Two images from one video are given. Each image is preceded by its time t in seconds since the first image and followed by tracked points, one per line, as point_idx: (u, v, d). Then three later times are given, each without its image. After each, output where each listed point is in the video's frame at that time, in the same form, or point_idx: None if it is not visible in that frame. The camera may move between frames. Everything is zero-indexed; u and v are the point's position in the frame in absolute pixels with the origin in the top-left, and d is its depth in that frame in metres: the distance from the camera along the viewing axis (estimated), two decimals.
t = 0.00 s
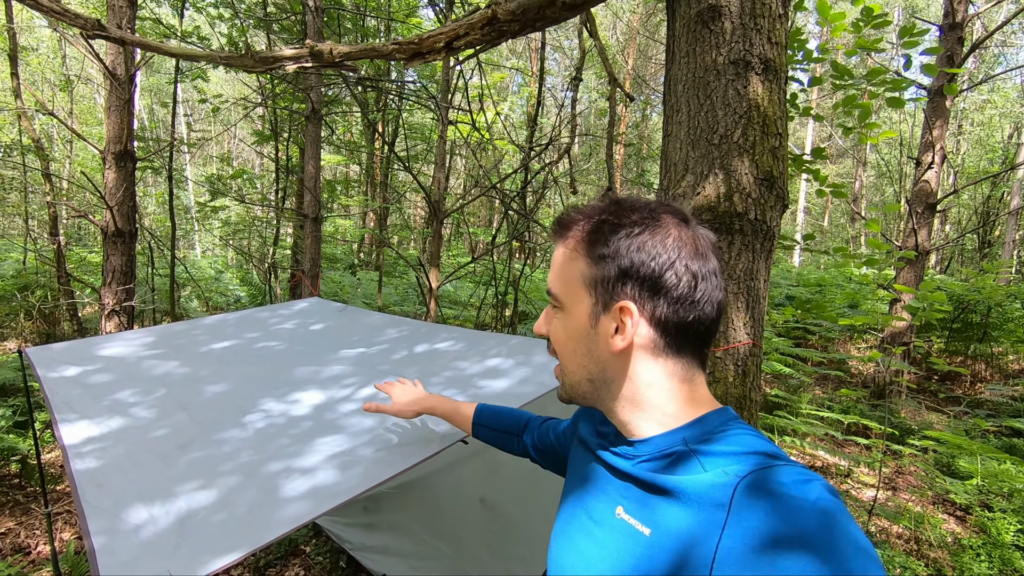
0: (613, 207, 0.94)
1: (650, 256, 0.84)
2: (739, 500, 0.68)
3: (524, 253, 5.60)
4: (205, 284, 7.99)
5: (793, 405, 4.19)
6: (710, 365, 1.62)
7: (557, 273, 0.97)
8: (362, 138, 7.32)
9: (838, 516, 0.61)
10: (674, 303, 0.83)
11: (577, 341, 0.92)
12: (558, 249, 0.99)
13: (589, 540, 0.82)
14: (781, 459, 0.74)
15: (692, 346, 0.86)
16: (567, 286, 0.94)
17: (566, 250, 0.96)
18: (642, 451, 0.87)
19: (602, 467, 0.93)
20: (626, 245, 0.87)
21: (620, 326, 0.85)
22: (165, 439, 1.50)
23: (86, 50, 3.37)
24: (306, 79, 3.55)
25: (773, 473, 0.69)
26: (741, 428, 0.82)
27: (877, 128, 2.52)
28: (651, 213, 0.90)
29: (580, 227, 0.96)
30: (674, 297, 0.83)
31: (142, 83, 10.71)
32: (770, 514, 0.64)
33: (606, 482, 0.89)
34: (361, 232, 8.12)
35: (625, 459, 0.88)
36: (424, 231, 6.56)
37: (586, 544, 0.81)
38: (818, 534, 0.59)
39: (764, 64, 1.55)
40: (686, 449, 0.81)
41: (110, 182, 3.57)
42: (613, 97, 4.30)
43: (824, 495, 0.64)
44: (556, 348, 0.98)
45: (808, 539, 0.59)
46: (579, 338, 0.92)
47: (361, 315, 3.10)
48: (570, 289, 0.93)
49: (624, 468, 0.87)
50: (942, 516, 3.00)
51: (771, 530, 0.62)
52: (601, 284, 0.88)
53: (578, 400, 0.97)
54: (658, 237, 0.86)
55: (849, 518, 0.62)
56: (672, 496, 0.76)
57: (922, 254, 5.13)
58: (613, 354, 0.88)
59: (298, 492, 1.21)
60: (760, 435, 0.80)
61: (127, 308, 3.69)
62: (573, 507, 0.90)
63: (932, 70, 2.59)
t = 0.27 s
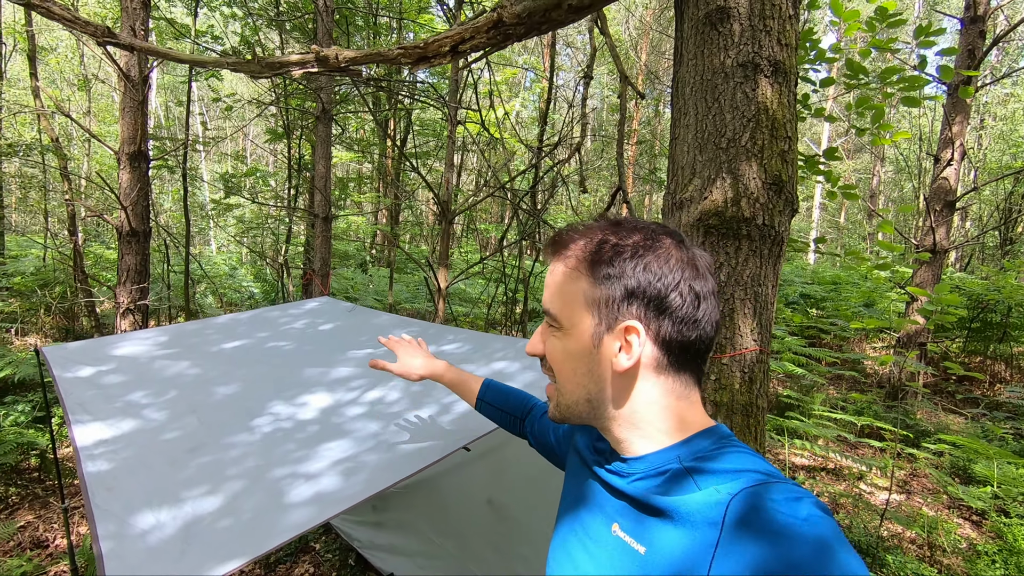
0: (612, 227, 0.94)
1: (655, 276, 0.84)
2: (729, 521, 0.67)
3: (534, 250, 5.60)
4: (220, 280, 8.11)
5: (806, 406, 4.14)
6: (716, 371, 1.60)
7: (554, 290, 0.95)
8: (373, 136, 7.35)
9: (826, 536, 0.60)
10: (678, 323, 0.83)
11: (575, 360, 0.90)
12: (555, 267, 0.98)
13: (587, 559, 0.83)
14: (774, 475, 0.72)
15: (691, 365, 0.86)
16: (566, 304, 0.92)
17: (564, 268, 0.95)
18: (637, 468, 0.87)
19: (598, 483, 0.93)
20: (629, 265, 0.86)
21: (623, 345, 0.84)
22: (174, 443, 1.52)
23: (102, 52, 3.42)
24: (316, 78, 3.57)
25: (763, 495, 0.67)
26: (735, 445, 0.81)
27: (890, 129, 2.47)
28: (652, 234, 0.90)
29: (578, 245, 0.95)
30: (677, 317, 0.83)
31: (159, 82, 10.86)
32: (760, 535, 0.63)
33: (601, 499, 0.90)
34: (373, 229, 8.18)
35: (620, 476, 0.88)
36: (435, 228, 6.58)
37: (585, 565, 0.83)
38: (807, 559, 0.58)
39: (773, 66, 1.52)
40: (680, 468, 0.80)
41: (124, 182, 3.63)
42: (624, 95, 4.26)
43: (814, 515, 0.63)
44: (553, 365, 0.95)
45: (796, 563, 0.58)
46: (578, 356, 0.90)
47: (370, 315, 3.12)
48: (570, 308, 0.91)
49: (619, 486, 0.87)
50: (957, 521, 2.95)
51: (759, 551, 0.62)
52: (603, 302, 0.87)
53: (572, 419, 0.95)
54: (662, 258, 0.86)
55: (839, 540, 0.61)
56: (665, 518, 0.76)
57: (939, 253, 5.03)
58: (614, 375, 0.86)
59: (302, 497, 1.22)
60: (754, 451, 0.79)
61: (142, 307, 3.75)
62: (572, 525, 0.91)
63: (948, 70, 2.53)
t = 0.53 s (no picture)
0: (643, 202, 0.93)
1: (696, 254, 0.84)
2: (737, 498, 0.67)
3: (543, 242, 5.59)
4: (232, 271, 8.20)
5: (816, 399, 4.11)
6: (723, 359, 1.60)
7: (585, 259, 0.90)
8: (383, 127, 7.36)
9: (835, 512, 0.60)
10: (710, 301, 0.85)
11: (603, 335, 0.87)
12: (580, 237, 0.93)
13: (595, 537, 0.84)
14: (781, 453, 0.73)
15: (710, 344, 0.87)
16: (599, 274, 0.87)
17: (593, 238, 0.91)
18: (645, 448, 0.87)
19: (604, 463, 0.94)
20: (670, 239, 0.85)
21: (660, 319, 0.83)
22: (187, 426, 1.56)
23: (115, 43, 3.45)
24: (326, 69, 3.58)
25: (764, 469, 0.68)
26: (743, 423, 0.81)
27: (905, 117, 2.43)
28: (684, 213, 0.90)
29: (611, 217, 0.91)
30: (708, 296, 0.85)
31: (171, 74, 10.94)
32: (769, 512, 0.63)
33: (608, 479, 0.91)
34: (382, 221, 8.21)
35: (626, 456, 0.89)
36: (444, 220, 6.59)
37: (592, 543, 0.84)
38: (816, 533, 0.58)
39: (784, 51, 1.51)
40: (686, 445, 0.81)
41: (137, 173, 3.67)
42: (635, 85, 4.21)
43: (821, 491, 0.64)
44: (574, 340, 0.90)
45: (806, 539, 0.58)
46: (608, 331, 0.86)
47: (379, 305, 3.14)
48: (603, 277, 0.87)
49: (627, 465, 0.88)
50: (967, 515, 2.92)
51: (768, 528, 0.62)
52: (641, 277, 0.85)
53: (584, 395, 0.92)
54: (698, 236, 0.86)
55: (847, 515, 0.61)
56: (670, 495, 0.77)
57: (954, 246, 4.95)
58: (645, 351, 0.85)
59: (311, 479, 1.24)
60: (761, 430, 0.79)
61: (155, 296, 3.81)
62: (579, 505, 0.92)
63: (965, 57, 2.48)
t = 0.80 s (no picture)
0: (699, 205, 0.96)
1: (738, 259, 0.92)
2: (723, 484, 0.71)
3: (551, 243, 5.62)
4: (243, 271, 8.30)
5: (825, 403, 4.08)
6: (724, 358, 1.61)
7: (657, 242, 0.86)
8: (393, 129, 7.43)
9: (815, 497, 0.65)
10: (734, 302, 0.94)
11: (694, 338, 0.85)
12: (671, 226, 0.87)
13: (583, 525, 0.85)
14: (764, 440, 0.76)
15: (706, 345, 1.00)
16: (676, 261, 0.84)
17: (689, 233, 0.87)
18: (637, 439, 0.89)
19: (593, 454, 0.96)
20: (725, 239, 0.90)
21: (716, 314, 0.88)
22: (197, 419, 1.60)
23: (132, 46, 3.53)
24: (337, 71, 3.63)
25: (752, 457, 0.71)
26: (729, 412, 0.84)
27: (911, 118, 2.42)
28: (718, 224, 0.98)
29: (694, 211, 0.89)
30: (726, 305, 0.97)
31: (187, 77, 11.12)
32: (753, 498, 0.67)
33: (597, 469, 0.92)
34: (392, 222, 8.26)
35: (620, 447, 0.91)
36: (452, 221, 6.64)
37: (579, 530, 0.85)
38: (797, 517, 0.63)
39: (788, 52, 1.51)
40: (682, 436, 0.82)
41: (152, 172, 3.74)
42: (643, 87, 4.22)
43: (802, 478, 0.68)
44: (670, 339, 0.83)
45: (789, 523, 0.62)
46: (698, 332, 0.85)
47: (387, 304, 3.18)
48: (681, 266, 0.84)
49: (619, 455, 0.90)
50: (977, 521, 2.89)
51: (752, 513, 0.66)
52: (719, 282, 0.89)
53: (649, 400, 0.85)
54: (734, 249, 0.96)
55: (826, 500, 0.65)
56: (660, 484, 0.79)
57: (967, 249, 4.88)
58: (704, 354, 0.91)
59: (316, 469, 1.27)
60: (746, 418, 0.82)
61: (168, 293, 3.87)
62: (568, 496, 0.93)
63: (974, 56, 2.46)
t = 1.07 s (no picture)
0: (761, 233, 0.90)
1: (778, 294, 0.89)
2: (709, 485, 0.72)
3: (560, 246, 5.62)
4: (256, 274, 8.40)
5: (837, 407, 4.03)
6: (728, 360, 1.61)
7: (704, 262, 0.83)
8: (403, 133, 7.49)
9: (798, 501, 0.66)
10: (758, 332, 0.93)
11: (713, 364, 0.84)
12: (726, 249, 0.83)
13: (570, 522, 0.86)
14: (752, 444, 0.77)
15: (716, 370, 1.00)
16: (716, 285, 0.82)
17: (741, 263, 0.83)
18: (630, 441, 0.90)
19: (585, 455, 0.96)
20: (773, 273, 0.86)
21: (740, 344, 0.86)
22: (205, 420, 1.62)
23: (147, 55, 3.60)
24: (347, 77, 3.67)
25: (740, 460, 0.73)
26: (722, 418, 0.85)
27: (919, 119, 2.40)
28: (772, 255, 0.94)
29: (754, 238, 0.86)
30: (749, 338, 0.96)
31: (202, 84, 11.31)
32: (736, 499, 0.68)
33: (588, 468, 0.93)
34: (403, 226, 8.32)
35: (612, 447, 0.92)
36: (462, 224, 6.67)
37: (565, 525, 0.86)
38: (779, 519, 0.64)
39: (791, 55, 1.51)
40: (673, 439, 0.84)
41: (166, 178, 3.81)
42: (651, 90, 4.22)
43: (785, 481, 0.69)
44: (689, 362, 0.82)
45: (770, 524, 0.64)
46: (719, 359, 0.84)
47: (395, 307, 3.21)
48: (723, 292, 0.82)
49: (610, 455, 0.91)
50: (993, 528, 2.84)
51: (735, 513, 0.67)
52: (754, 314, 0.87)
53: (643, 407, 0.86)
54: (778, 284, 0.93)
55: (808, 503, 0.67)
56: (648, 483, 0.80)
57: (983, 251, 4.79)
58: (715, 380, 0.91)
59: (319, 470, 1.28)
60: (738, 425, 0.83)
61: (180, 297, 3.93)
62: (556, 493, 0.94)
63: (979, 56, 2.44)
